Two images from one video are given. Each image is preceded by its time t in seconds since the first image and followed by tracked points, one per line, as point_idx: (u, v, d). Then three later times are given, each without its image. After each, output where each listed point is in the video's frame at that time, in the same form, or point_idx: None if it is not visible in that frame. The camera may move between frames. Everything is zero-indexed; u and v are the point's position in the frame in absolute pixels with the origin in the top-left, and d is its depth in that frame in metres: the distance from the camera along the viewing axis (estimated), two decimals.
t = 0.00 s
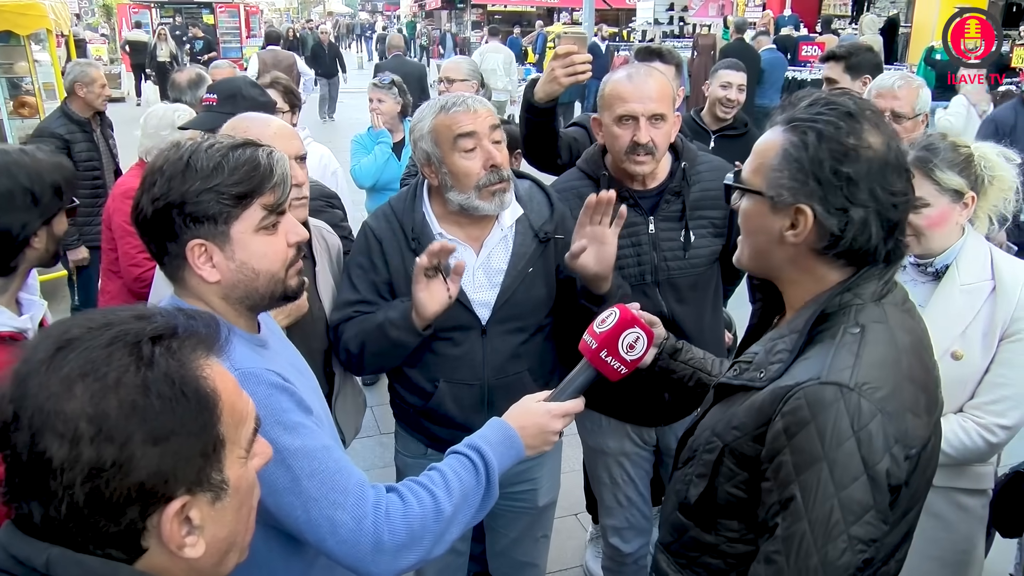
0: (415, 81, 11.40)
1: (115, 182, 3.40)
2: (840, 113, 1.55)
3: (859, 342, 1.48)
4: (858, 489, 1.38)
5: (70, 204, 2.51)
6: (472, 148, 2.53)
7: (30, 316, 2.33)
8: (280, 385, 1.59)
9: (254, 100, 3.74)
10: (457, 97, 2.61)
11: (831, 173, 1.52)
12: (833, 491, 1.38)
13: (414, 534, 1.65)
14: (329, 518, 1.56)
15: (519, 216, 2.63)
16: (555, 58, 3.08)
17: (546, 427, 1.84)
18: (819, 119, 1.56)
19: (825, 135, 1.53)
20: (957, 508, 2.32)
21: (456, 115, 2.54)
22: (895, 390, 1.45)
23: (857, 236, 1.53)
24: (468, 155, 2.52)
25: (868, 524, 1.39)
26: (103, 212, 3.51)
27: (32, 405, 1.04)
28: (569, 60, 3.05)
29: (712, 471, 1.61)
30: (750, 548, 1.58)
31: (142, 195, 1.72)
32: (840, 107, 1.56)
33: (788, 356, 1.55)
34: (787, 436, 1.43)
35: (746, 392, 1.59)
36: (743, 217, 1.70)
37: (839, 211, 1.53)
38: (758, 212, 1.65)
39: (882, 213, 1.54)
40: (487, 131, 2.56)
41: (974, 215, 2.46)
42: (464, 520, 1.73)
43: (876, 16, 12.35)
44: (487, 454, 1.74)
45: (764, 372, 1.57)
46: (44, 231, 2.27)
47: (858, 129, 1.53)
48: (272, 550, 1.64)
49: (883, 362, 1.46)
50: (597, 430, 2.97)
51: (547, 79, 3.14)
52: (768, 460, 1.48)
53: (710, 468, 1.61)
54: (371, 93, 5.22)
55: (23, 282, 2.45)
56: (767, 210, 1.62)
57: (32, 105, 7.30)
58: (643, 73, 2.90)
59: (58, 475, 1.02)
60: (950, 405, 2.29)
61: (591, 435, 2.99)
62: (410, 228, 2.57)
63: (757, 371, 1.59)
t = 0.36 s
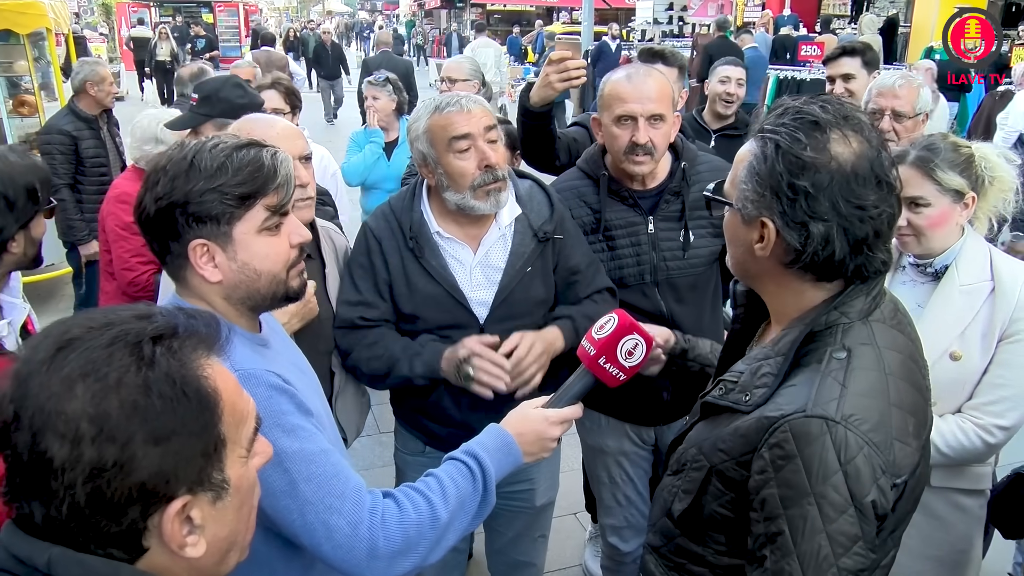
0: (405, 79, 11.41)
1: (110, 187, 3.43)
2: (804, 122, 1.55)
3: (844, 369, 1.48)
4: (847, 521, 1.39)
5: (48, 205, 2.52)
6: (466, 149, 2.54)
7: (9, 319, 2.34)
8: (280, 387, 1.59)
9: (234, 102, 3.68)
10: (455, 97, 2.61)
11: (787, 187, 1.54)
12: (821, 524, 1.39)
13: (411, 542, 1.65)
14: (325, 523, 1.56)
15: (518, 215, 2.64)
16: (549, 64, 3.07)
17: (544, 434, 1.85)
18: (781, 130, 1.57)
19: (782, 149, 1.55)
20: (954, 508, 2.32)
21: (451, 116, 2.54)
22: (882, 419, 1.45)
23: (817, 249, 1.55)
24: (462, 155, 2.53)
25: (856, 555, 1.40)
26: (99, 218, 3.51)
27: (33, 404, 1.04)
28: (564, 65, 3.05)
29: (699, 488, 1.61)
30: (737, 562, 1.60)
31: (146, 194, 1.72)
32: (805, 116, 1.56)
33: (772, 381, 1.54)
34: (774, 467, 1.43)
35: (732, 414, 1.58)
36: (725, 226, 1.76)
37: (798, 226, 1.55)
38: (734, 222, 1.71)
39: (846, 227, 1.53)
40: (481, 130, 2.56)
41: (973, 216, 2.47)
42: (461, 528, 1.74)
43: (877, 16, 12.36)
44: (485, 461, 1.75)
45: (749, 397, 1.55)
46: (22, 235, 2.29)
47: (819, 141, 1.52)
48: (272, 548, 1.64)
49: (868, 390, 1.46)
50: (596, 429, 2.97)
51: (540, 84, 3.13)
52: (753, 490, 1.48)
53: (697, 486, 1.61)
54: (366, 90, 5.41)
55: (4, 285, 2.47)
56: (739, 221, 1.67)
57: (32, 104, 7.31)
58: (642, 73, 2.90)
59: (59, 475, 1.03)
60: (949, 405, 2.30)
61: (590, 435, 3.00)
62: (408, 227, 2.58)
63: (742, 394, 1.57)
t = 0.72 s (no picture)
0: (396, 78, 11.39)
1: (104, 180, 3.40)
2: (799, 121, 1.55)
3: (836, 367, 1.48)
4: (836, 520, 1.38)
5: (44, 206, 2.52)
6: (461, 149, 2.54)
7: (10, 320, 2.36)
8: (280, 387, 1.59)
9: (212, 104, 3.54)
10: (448, 98, 2.60)
11: (787, 187, 1.54)
12: (810, 521, 1.38)
13: (408, 544, 1.65)
14: (322, 523, 1.56)
15: (517, 213, 2.64)
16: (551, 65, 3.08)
17: (546, 440, 1.85)
18: (778, 129, 1.57)
19: (780, 149, 1.55)
20: (951, 506, 2.32)
21: (446, 116, 2.54)
22: (874, 418, 1.44)
23: (820, 248, 1.55)
24: (457, 155, 2.53)
25: (846, 554, 1.39)
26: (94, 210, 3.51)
27: (31, 405, 1.04)
28: (564, 65, 3.06)
29: (695, 487, 1.61)
30: (731, 560, 1.60)
31: (150, 192, 1.72)
32: (800, 115, 1.56)
33: (767, 377, 1.55)
34: (764, 464, 1.44)
35: (727, 411, 1.58)
36: (722, 228, 1.75)
37: (800, 225, 1.55)
38: (732, 223, 1.71)
39: (846, 224, 1.54)
40: (477, 130, 2.55)
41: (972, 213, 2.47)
42: (461, 533, 1.73)
43: (876, 14, 12.36)
44: (485, 466, 1.74)
45: (744, 393, 1.55)
46: (13, 240, 2.29)
47: (816, 139, 1.52)
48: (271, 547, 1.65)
49: (859, 387, 1.46)
50: (596, 428, 2.97)
51: (542, 84, 3.12)
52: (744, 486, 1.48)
53: (693, 484, 1.62)
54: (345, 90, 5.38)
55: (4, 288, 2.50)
56: (738, 222, 1.67)
57: (30, 103, 7.29)
58: (641, 72, 2.90)
59: (56, 475, 1.02)
60: (945, 404, 2.29)
61: (589, 433, 3.00)
62: (406, 225, 2.58)
63: (738, 391, 1.57)
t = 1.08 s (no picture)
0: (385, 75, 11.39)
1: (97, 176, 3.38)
2: (790, 122, 1.55)
3: (838, 368, 1.48)
4: (844, 520, 1.39)
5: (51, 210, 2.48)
6: (464, 147, 2.52)
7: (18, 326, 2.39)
8: (283, 386, 1.58)
9: (208, 98, 3.57)
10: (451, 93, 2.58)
11: (781, 189, 1.53)
12: (819, 523, 1.38)
13: (411, 545, 1.64)
14: (325, 526, 1.55)
15: (518, 212, 2.63)
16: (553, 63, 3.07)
17: (546, 438, 1.85)
18: (768, 132, 1.57)
19: (771, 152, 1.54)
20: (951, 505, 2.32)
21: (449, 112, 2.52)
22: (878, 418, 1.44)
23: (818, 249, 1.54)
24: (459, 153, 2.51)
25: (856, 553, 1.40)
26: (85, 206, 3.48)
27: (25, 404, 1.02)
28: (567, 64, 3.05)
29: (701, 489, 1.60)
30: (739, 560, 1.59)
31: (153, 188, 1.71)
32: (791, 116, 1.56)
33: (770, 380, 1.53)
34: (769, 469, 1.43)
35: (731, 415, 1.57)
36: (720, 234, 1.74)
37: (797, 226, 1.54)
38: (729, 230, 1.69)
39: (844, 222, 1.53)
40: (478, 128, 2.52)
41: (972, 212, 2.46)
42: (463, 533, 1.72)
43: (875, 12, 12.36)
44: (486, 466, 1.72)
45: (747, 397, 1.54)
46: (12, 248, 2.29)
47: (807, 140, 1.52)
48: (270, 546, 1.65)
49: (862, 388, 1.46)
50: (595, 426, 2.96)
51: (544, 83, 3.11)
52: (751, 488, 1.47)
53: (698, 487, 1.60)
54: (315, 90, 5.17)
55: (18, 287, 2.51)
56: (736, 228, 1.66)
57: (28, 100, 7.24)
58: (639, 69, 2.88)
59: (50, 475, 1.01)
60: (946, 403, 2.28)
61: (588, 432, 2.99)
62: (406, 222, 2.57)
63: (740, 394, 1.56)
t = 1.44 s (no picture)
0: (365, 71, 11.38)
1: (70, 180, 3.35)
2: (791, 110, 1.53)
3: (834, 353, 1.46)
4: (840, 503, 1.35)
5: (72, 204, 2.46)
6: (472, 154, 2.47)
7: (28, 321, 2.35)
8: (272, 398, 1.57)
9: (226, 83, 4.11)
10: (447, 98, 2.52)
11: (782, 175, 1.52)
12: (814, 506, 1.35)
13: (385, 552, 1.62)
14: (301, 539, 1.53)
15: (521, 212, 2.59)
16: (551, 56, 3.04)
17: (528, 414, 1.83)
18: (769, 120, 1.55)
19: (773, 138, 1.53)
20: (953, 502, 2.30)
21: (453, 121, 2.45)
22: (873, 402, 1.42)
23: (819, 236, 1.52)
24: (468, 160, 2.46)
25: (853, 537, 1.36)
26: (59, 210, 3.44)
27: (11, 403, 0.99)
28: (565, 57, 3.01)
29: (702, 480, 1.59)
30: (739, 552, 1.57)
31: (163, 188, 1.70)
32: (791, 104, 1.54)
33: (766, 365, 1.53)
34: (764, 454, 1.41)
35: (729, 403, 1.56)
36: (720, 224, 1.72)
37: (798, 213, 1.52)
38: (728, 218, 1.67)
39: (845, 209, 1.51)
40: (484, 133, 2.48)
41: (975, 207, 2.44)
42: (434, 532, 1.71)
43: (874, 7, 12.34)
44: (449, 466, 1.72)
45: (744, 382, 1.54)
46: (31, 239, 2.27)
47: (808, 126, 1.50)
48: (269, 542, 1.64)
49: (858, 372, 1.44)
50: (594, 423, 2.94)
51: (542, 76, 3.07)
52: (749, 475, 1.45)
53: (699, 477, 1.59)
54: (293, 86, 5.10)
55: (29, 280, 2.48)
56: (735, 216, 1.64)
57: (25, 95, 7.11)
58: (635, 63, 2.85)
59: (37, 477, 0.98)
60: (949, 400, 2.27)
61: (588, 429, 2.97)
62: (406, 223, 2.55)
63: (738, 380, 1.56)
